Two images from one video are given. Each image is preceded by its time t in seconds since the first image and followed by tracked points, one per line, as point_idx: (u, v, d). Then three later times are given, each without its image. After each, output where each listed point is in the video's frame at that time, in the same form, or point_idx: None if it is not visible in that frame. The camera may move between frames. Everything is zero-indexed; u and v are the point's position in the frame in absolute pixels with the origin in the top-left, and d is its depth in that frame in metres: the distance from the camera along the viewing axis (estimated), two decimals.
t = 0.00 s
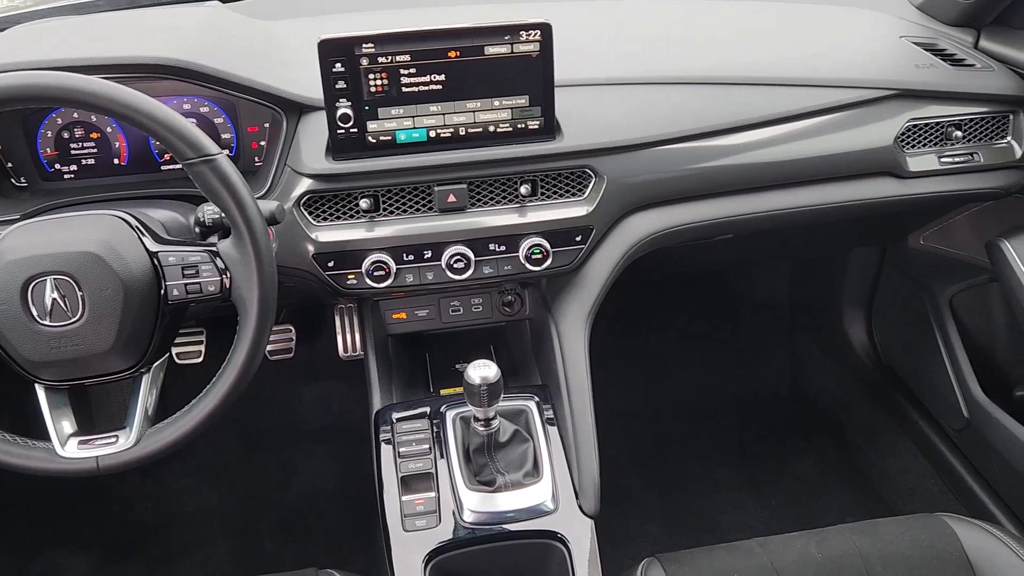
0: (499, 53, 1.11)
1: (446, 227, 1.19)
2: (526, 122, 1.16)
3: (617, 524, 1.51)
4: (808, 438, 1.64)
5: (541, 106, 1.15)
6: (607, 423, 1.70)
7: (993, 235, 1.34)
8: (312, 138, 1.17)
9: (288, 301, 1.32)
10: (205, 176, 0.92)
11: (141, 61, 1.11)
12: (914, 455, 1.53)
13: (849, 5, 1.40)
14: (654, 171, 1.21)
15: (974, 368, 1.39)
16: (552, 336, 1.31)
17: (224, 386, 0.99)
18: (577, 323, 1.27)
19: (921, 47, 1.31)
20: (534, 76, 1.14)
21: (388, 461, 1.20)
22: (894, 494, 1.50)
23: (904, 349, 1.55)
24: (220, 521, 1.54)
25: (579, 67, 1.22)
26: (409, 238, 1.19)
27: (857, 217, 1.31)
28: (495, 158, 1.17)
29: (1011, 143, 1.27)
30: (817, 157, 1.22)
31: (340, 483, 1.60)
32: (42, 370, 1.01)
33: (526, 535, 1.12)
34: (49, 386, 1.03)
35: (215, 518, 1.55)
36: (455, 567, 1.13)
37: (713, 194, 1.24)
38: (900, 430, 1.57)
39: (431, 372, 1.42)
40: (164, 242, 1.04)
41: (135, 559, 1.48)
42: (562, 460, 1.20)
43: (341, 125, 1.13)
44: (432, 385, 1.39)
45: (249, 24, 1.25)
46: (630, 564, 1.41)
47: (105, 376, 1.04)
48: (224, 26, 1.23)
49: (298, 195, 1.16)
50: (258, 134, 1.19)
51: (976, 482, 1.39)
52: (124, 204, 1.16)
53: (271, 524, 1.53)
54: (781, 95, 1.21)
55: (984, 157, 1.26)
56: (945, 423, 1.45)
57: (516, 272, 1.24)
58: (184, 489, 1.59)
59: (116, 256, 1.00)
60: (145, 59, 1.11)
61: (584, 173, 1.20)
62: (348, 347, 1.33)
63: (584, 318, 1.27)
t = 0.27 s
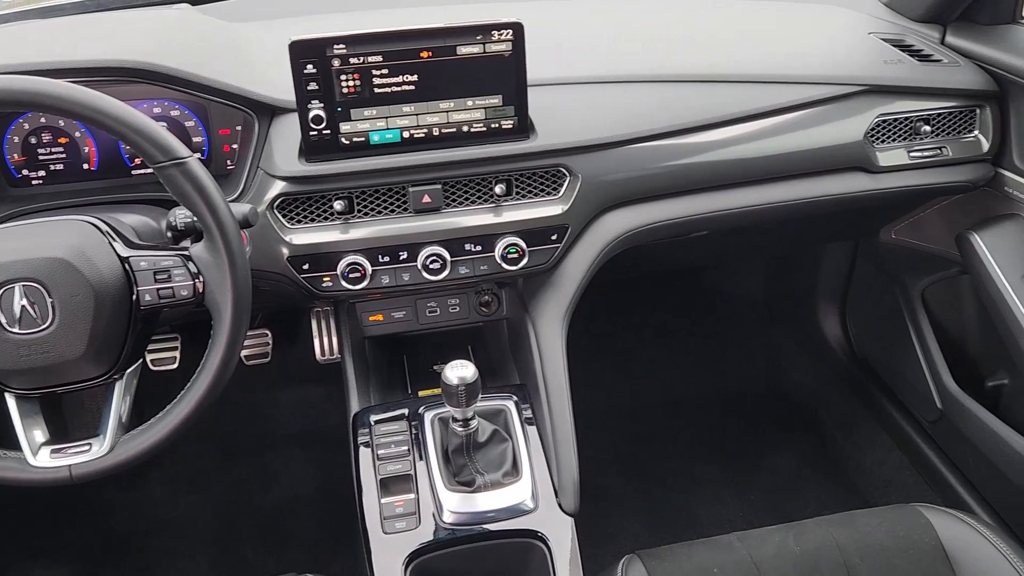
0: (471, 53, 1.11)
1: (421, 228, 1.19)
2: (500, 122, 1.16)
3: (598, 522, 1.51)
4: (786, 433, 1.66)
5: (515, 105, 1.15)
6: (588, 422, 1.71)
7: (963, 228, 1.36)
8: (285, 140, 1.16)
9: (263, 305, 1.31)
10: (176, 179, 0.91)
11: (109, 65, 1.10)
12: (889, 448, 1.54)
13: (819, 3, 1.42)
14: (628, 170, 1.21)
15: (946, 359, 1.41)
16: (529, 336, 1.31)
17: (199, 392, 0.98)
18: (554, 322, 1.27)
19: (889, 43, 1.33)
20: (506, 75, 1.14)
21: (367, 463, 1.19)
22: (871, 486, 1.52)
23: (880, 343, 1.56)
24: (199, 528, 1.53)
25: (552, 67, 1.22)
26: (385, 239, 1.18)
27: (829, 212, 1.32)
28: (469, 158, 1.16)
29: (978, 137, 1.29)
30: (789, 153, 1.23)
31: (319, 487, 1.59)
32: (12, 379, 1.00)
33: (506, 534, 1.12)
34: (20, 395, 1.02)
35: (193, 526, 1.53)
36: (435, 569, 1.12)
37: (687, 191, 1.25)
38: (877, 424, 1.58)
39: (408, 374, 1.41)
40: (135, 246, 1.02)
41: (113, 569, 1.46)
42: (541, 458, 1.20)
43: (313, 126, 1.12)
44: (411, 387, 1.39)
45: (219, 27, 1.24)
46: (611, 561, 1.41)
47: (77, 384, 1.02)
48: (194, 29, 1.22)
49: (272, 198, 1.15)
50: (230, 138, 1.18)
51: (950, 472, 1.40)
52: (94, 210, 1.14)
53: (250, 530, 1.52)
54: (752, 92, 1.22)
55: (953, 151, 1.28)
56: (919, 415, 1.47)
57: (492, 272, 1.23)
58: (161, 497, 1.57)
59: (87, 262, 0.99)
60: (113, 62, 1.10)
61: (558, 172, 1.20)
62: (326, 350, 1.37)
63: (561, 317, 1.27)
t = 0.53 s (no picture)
0: (444, 52, 1.11)
1: (397, 229, 1.18)
2: (474, 121, 1.16)
3: (579, 519, 1.51)
4: (763, 427, 1.67)
5: (488, 104, 1.15)
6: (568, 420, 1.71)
7: (934, 221, 1.38)
8: (257, 142, 1.15)
9: (238, 309, 1.30)
10: (146, 182, 0.90)
11: (77, 67, 1.08)
12: (866, 440, 1.57)
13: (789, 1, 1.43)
14: (603, 167, 1.21)
15: (919, 351, 1.43)
16: (506, 335, 1.31)
17: (173, 398, 0.96)
18: (532, 320, 1.27)
19: (858, 39, 1.34)
20: (480, 74, 1.14)
21: (346, 466, 1.18)
22: (848, 478, 1.53)
23: (855, 335, 1.58)
24: (176, 535, 1.51)
25: (524, 66, 1.23)
26: (360, 240, 1.18)
27: (803, 207, 1.33)
28: (444, 158, 1.16)
29: (948, 131, 1.31)
30: (762, 150, 1.24)
31: (298, 491, 1.58)
32: None
33: (487, 534, 1.11)
34: None
35: (170, 533, 1.52)
36: (416, 570, 1.12)
37: (662, 188, 1.26)
38: (855, 416, 1.61)
39: (386, 374, 1.40)
40: (106, 250, 1.01)
41: None
42: (520, 457, 1.19)
43: (286, 128, 1.11)
44: (389, 388, 1.38)
45: (189, 29, 1.23)
46: (592, 559, 1.42)
47: (48, 392, 1.01)
48: (164, 31, 1.20)
49: (245, 200, 1.14)
50: (202, 140, 1.16)
51: (924, 461, 1.43)
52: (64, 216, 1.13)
53: (229, 536, 1.51)
54: (725, 88, 1.23)
55: (923, 145, 1.30)
56: (894, 407, 1.49)
57: (469, 271, 1.23)
58: (138, 504, 1.56)
59: (56, 267, 0.97)
60: (80, 65, 1.08)
61: (533, 171, 1.20)
62: (303, 354, 1.37)
63: (538, 316, 1.27)
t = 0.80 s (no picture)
0: (418, 52, 1.11)
1: (373, 229, 1.18)
2: (449, 121, 1.16)
3: (560, 518, 1.51)
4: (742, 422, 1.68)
5: (463, 103, 1.15)
6: (548, 419, 1.71)
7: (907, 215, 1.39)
8: (231, 143, 1.14)
9: (214, 312, 1.29)
10: (118, 185, 0.89)
11: (46, 70, 1.07)
12: (844, 432, 1.56)
13: None
14: (579, 165, 1.22)
15: (894, 344, 1.44)
16: (485, 334, 1.31)
17: (148, 403, 0.95)
18: (510, 319, 1.27)
19: (829, 36, 1.36)
20: (454, 74, 1.13)
21: (325, 469, 1.17)
22: (827, 471, 1.55)
23: (832, 328, 1.58)
24: (154, 544, 1.52)
25: (498, 65, 1.23)
26: (336, 241, 1.17)
27: (778, 202, 1.34)
28: (419, 157, 1.16)
29: (919, 125, 1.32)
30: (737, 146, 1.25)
31: (277, 496, 1.58)
32: None
33: (468, 534, 1.11)
34: None
35: (148, 542, 1.52)
36: (397, 572, 1.11)
37: (637, 186, 1.26)
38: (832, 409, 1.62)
39: (364, 378, 1.39)
40: (78, 255, 1.00)
41: None
42: (501, 456, 1.19)
43: (259, 129, 1.10)
44: (367, 391, 1.37)
45: (160, 31, 1.22)
46: (574, 557, 1.42)
47: (20, 399, 0.99)
48: (134, 33, 1.19)
49: (219, 203, 1.13)
50: (174, 143, 1.15)
51: (901, 452, 1.44)
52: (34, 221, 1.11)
53: (207, 545, 1.52)
54: (699, 85, 1.24)
55: (894, 139, 1.31)
56: (871, 399, 1.49)
57: (446, 271, 1.23)
58: (116, 512, 1.54)
59: (27, 273, 0.96)
60: (49, 68, 1.07)
61: (509, 170, 1.21)
62: (280, 357, 1.34)
63: (516, 315, 1.27)
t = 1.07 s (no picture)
0: (392, 51, 1.10)
1: (350, 230, 1.17)
2: (425, 120, 1.15)
3: (543, 517, 1.51)
4: (723, 418, 1.69)
5: (438, 103, 1.15)
6: (530, 418, 1.71)
7: (881, 209, 1.41)
8: (204, 146, 1.13)
9: (190, 317, 1.28)
10: (89, 189, 0.87)
11: (14, 73, 1.05)
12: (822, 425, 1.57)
13: None
14: (555, 163, 1.21)
15: (871, 337, 1.46)
16: (464, 333, 1.31)
17: (123, 409, 0.93)
18: (489, 318, 1.27)
19: (802, 32, 1.37)
20: (429, 73, 1.13)
21: (305, 472, 1.16)
22: (808, 464, 1.56)
23: (810, 322, 1.60)
24: (133, 552, 1.49)
25: (473, 64, 1.23)
26: (313, 243, 1.16)
27: (755, 198, 1.35)
28: (395, 157, 1.15)
29: (891, 120, 1.34)
30: (713, 142, 1.26)
31: (258, 500, 1.56)
32: None
33: (450, 534, 1.11)
34: None
35: (127, 550, 1.49)
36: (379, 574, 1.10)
37: (615, 183, 1.26)
38: (811, 403, 1.63)
39: (344, 379, 1.40)
40: (48, 259, 0.98)
41: None
42: (482, 456, 1.19)
43: (233, 130, 1.09)
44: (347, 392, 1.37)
45: (130, 33, 1.20)
46: (557, 555, 1.42)
47: None
48: (104, 35, 1.18)
49: (193, 205, 1.12)
50: (147, 145, 1.14)
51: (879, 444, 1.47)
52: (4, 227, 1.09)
53: (189, 550, 1.49)
54: (674, 82, 1.24)
55: (867, 134, 1.33)
56: (849, 392, 1.52)
57: (424, 271, 1.22)
58: (94, 521, 1.52)
59: None
60: (17, 71, 1.05)
61: (486, 168, 1.20)
62: (259, 360, 1.34)
63: (496, 313, 1.27)
